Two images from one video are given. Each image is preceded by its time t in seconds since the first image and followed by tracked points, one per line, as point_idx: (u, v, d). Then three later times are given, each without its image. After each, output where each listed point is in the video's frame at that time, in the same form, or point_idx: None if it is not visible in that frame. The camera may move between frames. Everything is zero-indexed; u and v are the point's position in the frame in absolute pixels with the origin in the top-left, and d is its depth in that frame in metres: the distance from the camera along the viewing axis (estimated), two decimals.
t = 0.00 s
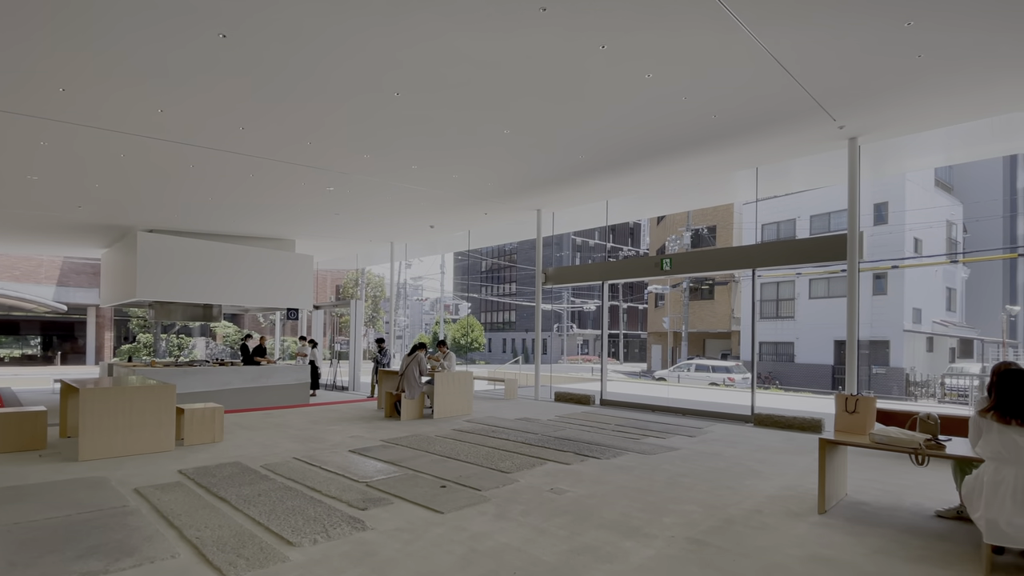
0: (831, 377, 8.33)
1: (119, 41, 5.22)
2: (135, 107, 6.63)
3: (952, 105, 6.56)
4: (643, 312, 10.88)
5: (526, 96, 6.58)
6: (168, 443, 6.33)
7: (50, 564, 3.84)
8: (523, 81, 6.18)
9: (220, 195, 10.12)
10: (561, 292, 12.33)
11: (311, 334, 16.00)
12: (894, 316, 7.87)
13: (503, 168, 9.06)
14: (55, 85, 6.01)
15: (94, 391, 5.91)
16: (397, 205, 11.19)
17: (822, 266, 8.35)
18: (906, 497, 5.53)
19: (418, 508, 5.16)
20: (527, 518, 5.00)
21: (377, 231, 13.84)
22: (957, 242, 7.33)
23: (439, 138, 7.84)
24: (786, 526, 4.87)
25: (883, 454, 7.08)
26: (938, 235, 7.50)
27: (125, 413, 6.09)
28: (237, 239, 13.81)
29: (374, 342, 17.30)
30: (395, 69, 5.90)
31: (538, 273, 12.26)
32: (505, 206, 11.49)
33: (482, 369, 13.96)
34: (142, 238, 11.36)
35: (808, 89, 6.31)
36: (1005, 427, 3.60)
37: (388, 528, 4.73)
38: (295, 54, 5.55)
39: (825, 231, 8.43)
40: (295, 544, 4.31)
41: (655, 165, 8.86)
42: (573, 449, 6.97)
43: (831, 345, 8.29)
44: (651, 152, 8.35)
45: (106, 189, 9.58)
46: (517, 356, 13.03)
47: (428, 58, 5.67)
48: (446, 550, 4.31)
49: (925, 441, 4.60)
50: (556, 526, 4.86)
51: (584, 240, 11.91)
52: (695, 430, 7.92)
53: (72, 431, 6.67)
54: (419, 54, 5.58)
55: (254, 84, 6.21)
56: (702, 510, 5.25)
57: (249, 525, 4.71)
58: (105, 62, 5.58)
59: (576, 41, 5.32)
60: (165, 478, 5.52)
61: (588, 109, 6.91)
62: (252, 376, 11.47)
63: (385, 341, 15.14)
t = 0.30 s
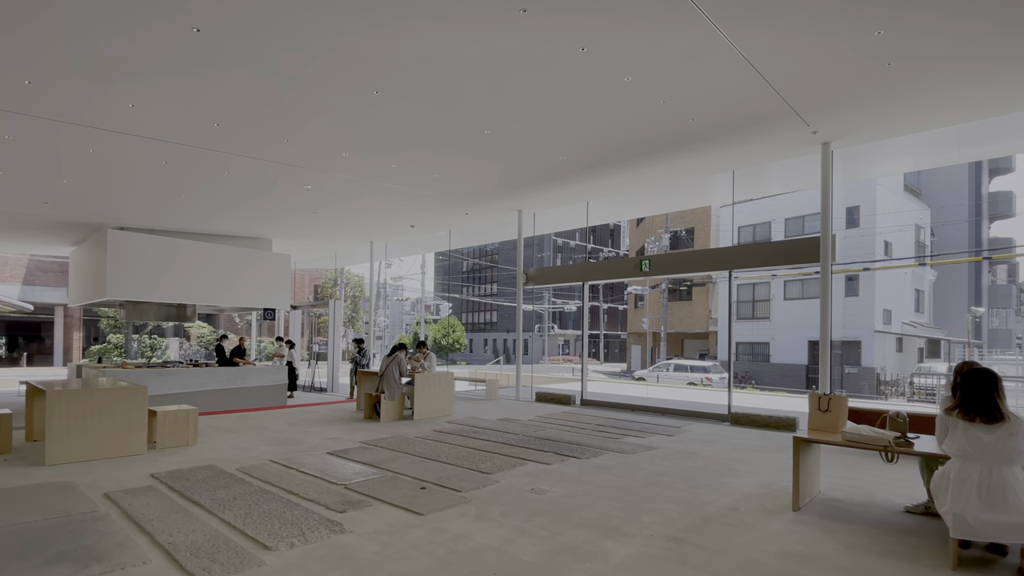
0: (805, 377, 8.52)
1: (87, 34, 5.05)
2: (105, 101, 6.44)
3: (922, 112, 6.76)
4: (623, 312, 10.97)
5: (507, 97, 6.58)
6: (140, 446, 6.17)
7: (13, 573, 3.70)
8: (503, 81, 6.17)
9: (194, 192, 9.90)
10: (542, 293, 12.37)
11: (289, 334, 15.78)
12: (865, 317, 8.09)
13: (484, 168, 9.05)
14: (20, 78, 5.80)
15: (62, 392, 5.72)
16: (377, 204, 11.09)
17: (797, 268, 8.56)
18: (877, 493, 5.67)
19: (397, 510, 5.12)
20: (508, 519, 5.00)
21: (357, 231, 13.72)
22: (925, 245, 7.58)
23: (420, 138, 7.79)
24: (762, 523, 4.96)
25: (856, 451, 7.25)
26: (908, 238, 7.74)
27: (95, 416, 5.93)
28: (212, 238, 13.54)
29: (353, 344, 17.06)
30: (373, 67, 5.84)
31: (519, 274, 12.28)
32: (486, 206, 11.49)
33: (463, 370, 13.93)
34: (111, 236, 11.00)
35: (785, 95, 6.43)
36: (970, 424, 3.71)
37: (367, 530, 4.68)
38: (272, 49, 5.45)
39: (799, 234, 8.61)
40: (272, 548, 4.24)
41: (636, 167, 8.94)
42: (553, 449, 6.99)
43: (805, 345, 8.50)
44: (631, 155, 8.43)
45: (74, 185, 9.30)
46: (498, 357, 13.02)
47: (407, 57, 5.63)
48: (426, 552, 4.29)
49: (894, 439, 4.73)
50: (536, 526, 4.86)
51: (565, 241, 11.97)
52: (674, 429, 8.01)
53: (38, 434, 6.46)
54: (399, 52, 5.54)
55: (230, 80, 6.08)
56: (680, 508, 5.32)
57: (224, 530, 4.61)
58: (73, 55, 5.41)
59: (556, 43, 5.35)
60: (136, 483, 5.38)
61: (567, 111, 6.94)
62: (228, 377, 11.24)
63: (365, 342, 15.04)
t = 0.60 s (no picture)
0: (780, 377, 8.69)
1: (55, 25, 4.89)
2: (74, 95, 6.25)
3: (894, 118, 6.93)
4: (604, 313, 11.02)
5: (488, 97, 6.57)
6: (111, 449, 6.01)
7: None
8: (484, 81, 6.16)
9: (168, 189, 9.67)
10: (523, 293, 12.38)
11: (266, 335, 15.53)
12: (838, 319, 8.26)
13: (465, 168, 9.02)
14: None
15: (29, 394, 5.55)
16: (357, 203, 10.98)
17: (772, 270, 8.70)
18: (849, 490, 5.81)
19: (377, 513, 5.07)
20: (488, 519, 4.99)
21: (336, 230, 13.57)
22: (895, 248, 7.77)
23: (400, 136, 7.73)
24: (739, 520, 5.04)
25: (829, 449, 7.42)
26: (878, 241, 7.95)
27: (64, 418, 5.76)
28: (186, 237, 13.26)
29: (331, 345, 16.57)
30: (353, 64, 5.78)
31: (500, 274, 12.28)
32: (467, 207, 11.46)
33: (444, 371, 13.85)
34: (82, 232, 10.65)
35: (762, 100, 6.56)
36: (937, 422, 3.83)
37: (345, 533, 4.62)
38: (249, 45, 5.35)
39: (774, 237, 8.76)
40: (248, 553, 4.16)
41: (617, 168, 9.00)
42: (534, 449, 7.01)
43: (780, 346, 8.69)
44: (612, 156, 8.48)
45: (41, 181, 9.00)
46: (479, 358, 12.96)
47: (387, 55, 5.58)
48: (406, 554, 4.25)
49: (865, 436, 4.84)
50: (517, 526, 4.86)
51: (547, 242, 11.98)
52: (654, 429, 8.10)
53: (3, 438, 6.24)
54: (379, 50, 5.48)
55: (205, 75, 5.96)
56: (658, 507, 5.37)
57: (198, 534, 4.51)
58: (40, 47, 5.23)
59: (538, 44, 5.36)
60: (106, 487, 5.23)
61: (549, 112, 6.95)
62: (202, 379, 11.00)
63: (344, 342, 14.95)
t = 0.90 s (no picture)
0: (756, 377, 8.84)
1: (21, 16, 4.74)
2: (41, 88, 6.06)
3: (866, 124, 7.11)
4: (584, 314, 11.05)
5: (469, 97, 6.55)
6: (80, 452, 5.84)
7: None
8: (465, 81, 6.15)
9: (141, 186, 9.44)
10: (504, 294, 12.39)
11: (242, 335, 15.28)
12: (813, 319, 8.47)
13: (446, 168, 8.99)
14: None
15: None
16: (337, 203, 10.87)
17: (749, 272, 8.85)
18: (823, 488, 5.93)
19: (355, 515, 5.01)
20: (468, 521, 4.97)
21: (315, 229, 13.39)
22: (867, 251, 7.98)
23: (380, 135, 7.67)
24: (716, 518, 5.11)
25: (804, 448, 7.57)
26: (851, 244, 8.14)
27: (31, 421, 5.58)
28: (159, 235, 12.96)
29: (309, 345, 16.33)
30: (332, 62, 5.71)
31: (481, 275, 12.28)
32: (448, 207, 11.43)
33: (425, 372, 13.71)
34: (49, 231, 10.33)
35: (740, 104, 6.67)
36: (906, 421, 3.93)
37: (323, 536, 4.56)
38: (225, 41, 5.25)
39: (751, 240, 8.79)
40: (222, 558, 4.07)
41: (599, 170, 9.06)
42: (515, 450, 7.00)
43: (757, 346, 8.76)
44: (594, 159, 8.54)
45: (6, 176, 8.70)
46: (460, 358, 12.92)
47: (367, 53, 5.53)
48: (384, 557, 4.21)
49: (838, 436, 4.93)
50: (497, 527, 4.85)
51: (528, 243, 11.97)
52: (633, 429, 8.17)
53: None
54: (358, 48, 5.43)
55: (179, 70, 5.83)
56: (637, 506, 5.41)
57: (170, 539, 4.40)
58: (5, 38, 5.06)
59: (519, 45, 5.37)
60: (74, 492, 5.08)
61: (530, 113, 6.97)
62: (176, 380, 10.75)
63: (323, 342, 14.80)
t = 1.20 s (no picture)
0: (732, 377, 8.99)
1: None
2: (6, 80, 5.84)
3: (839, 130, 7.28)
4: (565, 314, 11.10)
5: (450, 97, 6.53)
6: (47, 456, 5.67)
7: None
8: (446, 80, 6.12)
9: (113, 182, 9.21)
10: (486, 295, 12.38)
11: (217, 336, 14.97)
12: (786, 321, 8.60)
13: (427, 168, 8.95)
14: None
15: None
16: (316, 202, 10.74)
17: (725, 273, 8.99)
18: (797, 486, 6.05)
19: (333, 518, 4.95)
20: (448, 522, 4.94)
21: (293, 228, 13.18)
22: (839, 254, 8.15)
23: (360, 134, 7.59)
24: (694, 517, 5.18)
25: (779, 446, 7.72)
26: (824, 248, 8.32)
27: None
28: (131, 232, 12.64)
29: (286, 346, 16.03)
30: (311, 60, 5.64)
31: (462, 275, 12.25)
32: (429, 207, 11.37)
33: (405, 373, 13.45)
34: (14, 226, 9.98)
35: (720, 109, 6.78)
36: (876, 421, 4.04)
37: (300, 540, 4.49)
38: (201, 36, 5.14)
39: (728, 242, 8.94)
40: (196, 563, 3.98)
41: (581, 172, 9.11)
42: (495, 451, 7.00)
43: (733, 347, 8.94)
44: (576, 160, 8.58)
45: None
46: (441, 359, 12.84)
47: (347, 51, 5.46)
48: (363, 560, 4.16)
49: (811, 434, 5.04)
50: (476, 528, 4.84)
51: (509, 244, 11.97)
52: (613, 429, 8.23)
53: None
54: (337, 45, 5.36)
55: (153, 65, 5.69)
56: (616, 505, 5.45)
57: (141, 545, 4.28)
58: None
59: (500, 46, 5.37)
60: (40, 498, 4.91)
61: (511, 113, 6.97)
62: (147, 381, 10.49)
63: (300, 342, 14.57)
